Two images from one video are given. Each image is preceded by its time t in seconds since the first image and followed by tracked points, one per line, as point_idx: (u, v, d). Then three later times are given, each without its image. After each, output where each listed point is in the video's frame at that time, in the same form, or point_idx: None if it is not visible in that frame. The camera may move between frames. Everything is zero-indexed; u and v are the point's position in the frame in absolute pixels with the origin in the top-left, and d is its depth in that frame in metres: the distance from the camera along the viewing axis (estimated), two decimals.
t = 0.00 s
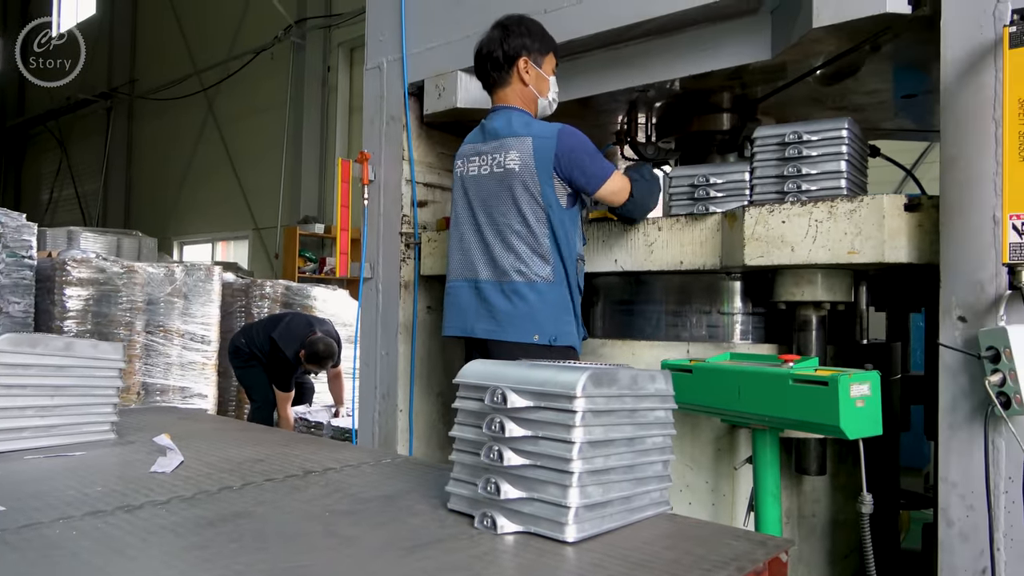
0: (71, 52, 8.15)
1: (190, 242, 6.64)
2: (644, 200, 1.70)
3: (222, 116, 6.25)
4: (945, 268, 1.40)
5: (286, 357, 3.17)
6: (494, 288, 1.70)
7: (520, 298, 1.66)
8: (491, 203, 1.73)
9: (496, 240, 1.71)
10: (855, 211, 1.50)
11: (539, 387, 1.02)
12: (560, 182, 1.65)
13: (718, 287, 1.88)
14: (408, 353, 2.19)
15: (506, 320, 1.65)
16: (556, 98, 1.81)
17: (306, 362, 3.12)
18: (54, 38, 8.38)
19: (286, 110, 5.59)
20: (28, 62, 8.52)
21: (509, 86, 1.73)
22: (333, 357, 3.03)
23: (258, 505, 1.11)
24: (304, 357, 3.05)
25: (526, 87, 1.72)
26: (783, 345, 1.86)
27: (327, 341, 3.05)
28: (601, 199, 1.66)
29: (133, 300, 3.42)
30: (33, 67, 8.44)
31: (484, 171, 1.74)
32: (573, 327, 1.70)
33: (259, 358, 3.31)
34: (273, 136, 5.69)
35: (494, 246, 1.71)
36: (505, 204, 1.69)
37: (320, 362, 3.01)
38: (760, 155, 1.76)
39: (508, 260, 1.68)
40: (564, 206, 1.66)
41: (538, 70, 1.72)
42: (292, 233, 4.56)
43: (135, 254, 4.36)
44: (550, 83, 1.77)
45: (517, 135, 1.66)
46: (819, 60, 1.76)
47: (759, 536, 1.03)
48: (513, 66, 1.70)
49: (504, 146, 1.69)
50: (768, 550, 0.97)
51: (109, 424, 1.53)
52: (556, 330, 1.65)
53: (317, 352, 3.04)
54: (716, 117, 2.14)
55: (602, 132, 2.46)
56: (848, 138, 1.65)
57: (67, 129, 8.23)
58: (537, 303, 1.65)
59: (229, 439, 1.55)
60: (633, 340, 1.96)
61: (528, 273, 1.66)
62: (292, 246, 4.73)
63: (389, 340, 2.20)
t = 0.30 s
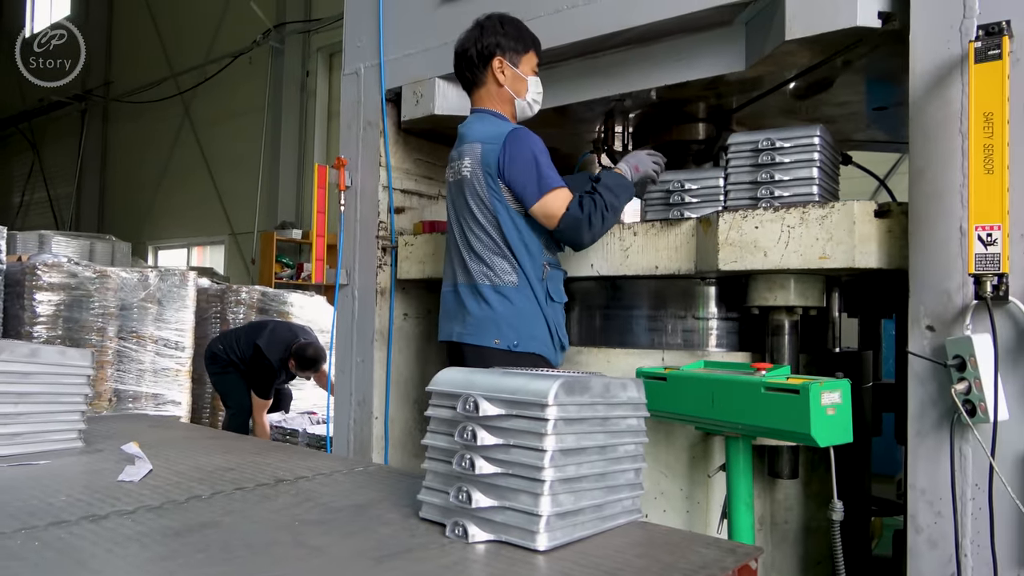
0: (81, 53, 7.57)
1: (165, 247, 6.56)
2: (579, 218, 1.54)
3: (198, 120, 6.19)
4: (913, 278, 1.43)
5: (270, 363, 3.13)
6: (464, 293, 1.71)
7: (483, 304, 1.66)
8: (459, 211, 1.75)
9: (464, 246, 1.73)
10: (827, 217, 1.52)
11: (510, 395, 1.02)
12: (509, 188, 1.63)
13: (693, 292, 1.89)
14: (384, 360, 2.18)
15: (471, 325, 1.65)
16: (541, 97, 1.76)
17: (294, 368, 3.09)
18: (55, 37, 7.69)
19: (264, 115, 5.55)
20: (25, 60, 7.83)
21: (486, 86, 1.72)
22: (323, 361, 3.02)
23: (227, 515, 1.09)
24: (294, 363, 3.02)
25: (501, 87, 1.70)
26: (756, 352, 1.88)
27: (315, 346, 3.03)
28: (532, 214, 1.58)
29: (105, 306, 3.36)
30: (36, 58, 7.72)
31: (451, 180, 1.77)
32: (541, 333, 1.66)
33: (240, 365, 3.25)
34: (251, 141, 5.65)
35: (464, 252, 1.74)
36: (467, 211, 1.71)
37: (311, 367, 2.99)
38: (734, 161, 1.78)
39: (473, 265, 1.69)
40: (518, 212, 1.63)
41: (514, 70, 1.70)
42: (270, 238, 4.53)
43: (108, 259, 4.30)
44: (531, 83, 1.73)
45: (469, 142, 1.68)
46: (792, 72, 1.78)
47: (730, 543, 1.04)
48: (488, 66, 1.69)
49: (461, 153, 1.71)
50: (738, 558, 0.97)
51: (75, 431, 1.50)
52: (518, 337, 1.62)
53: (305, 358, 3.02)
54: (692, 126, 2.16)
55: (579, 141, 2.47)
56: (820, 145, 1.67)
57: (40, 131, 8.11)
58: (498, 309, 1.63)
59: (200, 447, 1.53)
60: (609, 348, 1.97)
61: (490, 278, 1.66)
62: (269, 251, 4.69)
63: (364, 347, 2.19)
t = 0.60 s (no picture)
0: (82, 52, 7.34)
1: (142, 252, 6.49)
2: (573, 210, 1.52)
3: (177, 124, 6.14)
4: (884, 286, 1.45)
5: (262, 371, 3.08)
6: (444, 299, 1.72)
7: (460, 310, 1.66)
8: (440, 217, 1.76)
9: (444, 252, 1.74)
10: (801, 222, 1.54)
11: (484, 403, 1.02)
12: (486, 192, 1.63)
13: (670, 296, 1.90)
14: (362, 367, 2.17)
15: (448, 331, 1.66)
16: (524, 102, 1.74)
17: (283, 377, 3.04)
18: (55, 36, 7.39)
19: (244, 120, 5.52)
20: (26, 57, 7.51)
21: (467, 88, 1.72)
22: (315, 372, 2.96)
23: (198, 524, 1.08)
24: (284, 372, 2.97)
25: (481, 89, 1.70)
26: (731, 359, 1.90)
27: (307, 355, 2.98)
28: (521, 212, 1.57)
29: (79, 312, 3.33)
30: (31, 65, 7.39)
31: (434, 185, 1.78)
32: (516, 343, 1.64)
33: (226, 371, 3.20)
34: (229, 146, 5.61)
35: (444, 258, 1.74)
36: (447, 218, 1.72)
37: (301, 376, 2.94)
38: (710, 166, 1.80)
39: (452, 272, 1.70)
40: (496, 217, 1.63)
41: (495, 72, 1.70)
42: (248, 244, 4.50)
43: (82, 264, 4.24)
44: (513, 87, 1.72)
45: (448, 147, 1.69)
46: (767, 83, 1.80)
47: (702, 550, 1.05)
48: (469, 67, 1.69)
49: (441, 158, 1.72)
50: (709, 565, 0.98)
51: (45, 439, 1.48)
52: (492, 345, 1.62)
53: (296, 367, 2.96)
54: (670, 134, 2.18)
55: (558, 148, 2.49)
56: (794, 151, 1.69)
57: (15, 133, 8.00)
58: (474, 316, 1.63)
59: (172, 455, 1.52)
60: (586, 355, 1.97)
61: (467, 285, 1.67)
62: (248, 257, 4.66)
63: (341, 353, 2.18)
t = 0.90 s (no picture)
0: (83, 53, 7.03)
1: (118, 258, 6.41)
2: (562, 205, 1.52)
3: (154, 127, 6.09)
4: (857, 293, 1.47)
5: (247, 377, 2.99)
6: (424, 306, 1.72)
7: (440, 317, 1.66)
8: (420, 223, 1.75)
9: (424, 258, 1.74)
10: (775, 225, 1.55)
11: (459, 410, 1.01)
12: (468, 197, 1.62)
13: (648, 299, 1.91)
14: (339, 374, 2.16)
15: (428, 338, 1.66)
16: (503, 108, 1.76)
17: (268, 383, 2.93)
18: (55, 36, 7.09)
19: (222, 124, 5.47)
20: (18, 54, 7.11)
21: (447, 94, 1.72)
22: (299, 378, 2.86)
23: (169, 534, 1.07)
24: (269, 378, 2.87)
25: (462, 95, 1.70)
26: (707, 364, 1.91)
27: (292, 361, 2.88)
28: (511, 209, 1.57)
29: (53, 318, 3.26)
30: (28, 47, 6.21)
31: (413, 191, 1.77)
32: (498, 349, 1.63)
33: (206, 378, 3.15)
34: (208, 151, 5.56)
35: (424, 265, 1.74)
36: (428, 224, 1.71)
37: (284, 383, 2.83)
38: (686, 170, 1.82)
39: (433, 279, 1.70)
40: (478, 222, 1.62)
41: (476, 78, 1.70)
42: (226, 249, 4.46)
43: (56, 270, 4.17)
44: (493, 93, 1.73)
45: (427, 153, 1.68)
46: (742, 91, 1.82)
47: (677, 556, 1.05)
48: (449, 73, 1.69)
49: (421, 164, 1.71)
50: (684, 570, 0.98)
51: (13, 450, 1.45)
52: (473, 351, 1.61)
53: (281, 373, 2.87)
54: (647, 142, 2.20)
55: (537, 155, 2.49)
56: (769, 155, 1.71)
57: None
58: (455, 323, 1.63)
59: (144, 464, 1.50)
60: (564, 361, 1.98)
61: (448, 291, 1.66)
62: (226, 263, 4.62)
63: (319, 360, 2.17)
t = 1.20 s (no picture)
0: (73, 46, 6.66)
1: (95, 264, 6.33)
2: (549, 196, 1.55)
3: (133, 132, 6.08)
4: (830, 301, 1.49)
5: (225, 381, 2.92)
6: (399, 309, 1.76)
7: (417, 325, 1.71)
8: (396, 224, 1.73)
9: (397, 262, 1.73)
10: (750, 231, 1.64)
11: (435, 419, 1.01)
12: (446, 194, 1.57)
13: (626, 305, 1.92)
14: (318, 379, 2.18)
15: (411, 342, 1.73)
16: (479, 117, 1.74)
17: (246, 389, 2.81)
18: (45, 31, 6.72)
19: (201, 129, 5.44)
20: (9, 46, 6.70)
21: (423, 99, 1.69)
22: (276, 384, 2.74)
23: (141, 544, 1.06)
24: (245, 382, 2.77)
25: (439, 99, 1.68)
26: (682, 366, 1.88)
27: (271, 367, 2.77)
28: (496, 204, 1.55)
29: (26, 324, 3.40)
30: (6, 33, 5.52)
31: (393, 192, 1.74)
32: (470, 357, 1.68)
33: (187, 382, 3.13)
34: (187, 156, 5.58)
35: (397, 268, 1.74)
36: (403, 227, 1.70)
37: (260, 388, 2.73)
38: (663, 174, 1.80)
39: (406, 284, 1.71)
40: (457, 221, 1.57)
41: (453, 86, 1.69)
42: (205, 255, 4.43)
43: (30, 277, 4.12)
44: (470, 100, 1.72)
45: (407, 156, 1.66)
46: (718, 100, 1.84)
47: (651, 562, 1.06)
48: (427, 79, 1.68)
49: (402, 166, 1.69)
50: None
51: None
52: (445, 362, 1.66)
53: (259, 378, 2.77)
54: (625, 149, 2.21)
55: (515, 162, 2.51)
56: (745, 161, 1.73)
57: None
58: (431, 332, 1.69)
59: (117, 473, 1.48)
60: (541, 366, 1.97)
61: (421, 299, 1.68)
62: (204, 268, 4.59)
63: (297, 368, 2.22)
